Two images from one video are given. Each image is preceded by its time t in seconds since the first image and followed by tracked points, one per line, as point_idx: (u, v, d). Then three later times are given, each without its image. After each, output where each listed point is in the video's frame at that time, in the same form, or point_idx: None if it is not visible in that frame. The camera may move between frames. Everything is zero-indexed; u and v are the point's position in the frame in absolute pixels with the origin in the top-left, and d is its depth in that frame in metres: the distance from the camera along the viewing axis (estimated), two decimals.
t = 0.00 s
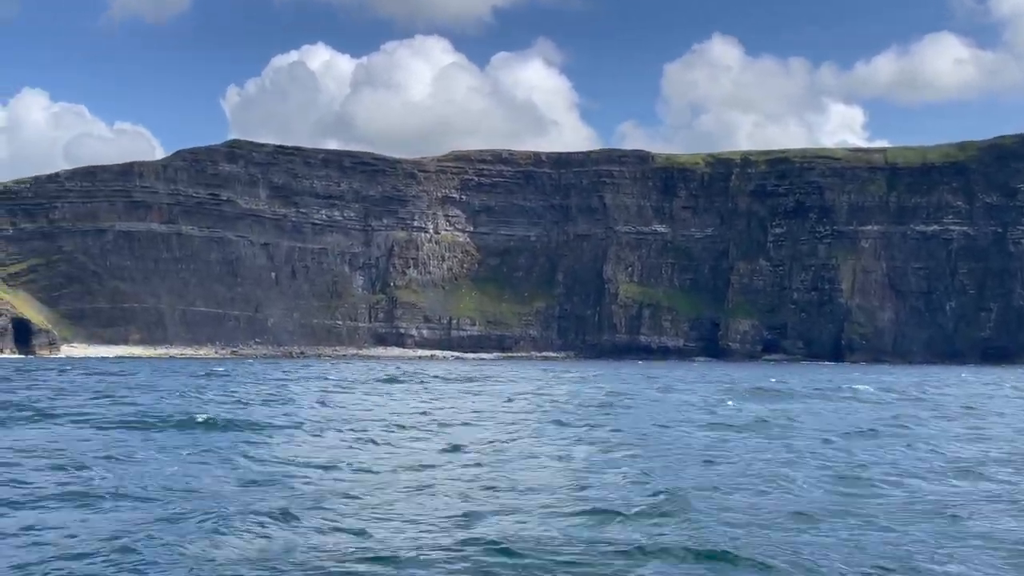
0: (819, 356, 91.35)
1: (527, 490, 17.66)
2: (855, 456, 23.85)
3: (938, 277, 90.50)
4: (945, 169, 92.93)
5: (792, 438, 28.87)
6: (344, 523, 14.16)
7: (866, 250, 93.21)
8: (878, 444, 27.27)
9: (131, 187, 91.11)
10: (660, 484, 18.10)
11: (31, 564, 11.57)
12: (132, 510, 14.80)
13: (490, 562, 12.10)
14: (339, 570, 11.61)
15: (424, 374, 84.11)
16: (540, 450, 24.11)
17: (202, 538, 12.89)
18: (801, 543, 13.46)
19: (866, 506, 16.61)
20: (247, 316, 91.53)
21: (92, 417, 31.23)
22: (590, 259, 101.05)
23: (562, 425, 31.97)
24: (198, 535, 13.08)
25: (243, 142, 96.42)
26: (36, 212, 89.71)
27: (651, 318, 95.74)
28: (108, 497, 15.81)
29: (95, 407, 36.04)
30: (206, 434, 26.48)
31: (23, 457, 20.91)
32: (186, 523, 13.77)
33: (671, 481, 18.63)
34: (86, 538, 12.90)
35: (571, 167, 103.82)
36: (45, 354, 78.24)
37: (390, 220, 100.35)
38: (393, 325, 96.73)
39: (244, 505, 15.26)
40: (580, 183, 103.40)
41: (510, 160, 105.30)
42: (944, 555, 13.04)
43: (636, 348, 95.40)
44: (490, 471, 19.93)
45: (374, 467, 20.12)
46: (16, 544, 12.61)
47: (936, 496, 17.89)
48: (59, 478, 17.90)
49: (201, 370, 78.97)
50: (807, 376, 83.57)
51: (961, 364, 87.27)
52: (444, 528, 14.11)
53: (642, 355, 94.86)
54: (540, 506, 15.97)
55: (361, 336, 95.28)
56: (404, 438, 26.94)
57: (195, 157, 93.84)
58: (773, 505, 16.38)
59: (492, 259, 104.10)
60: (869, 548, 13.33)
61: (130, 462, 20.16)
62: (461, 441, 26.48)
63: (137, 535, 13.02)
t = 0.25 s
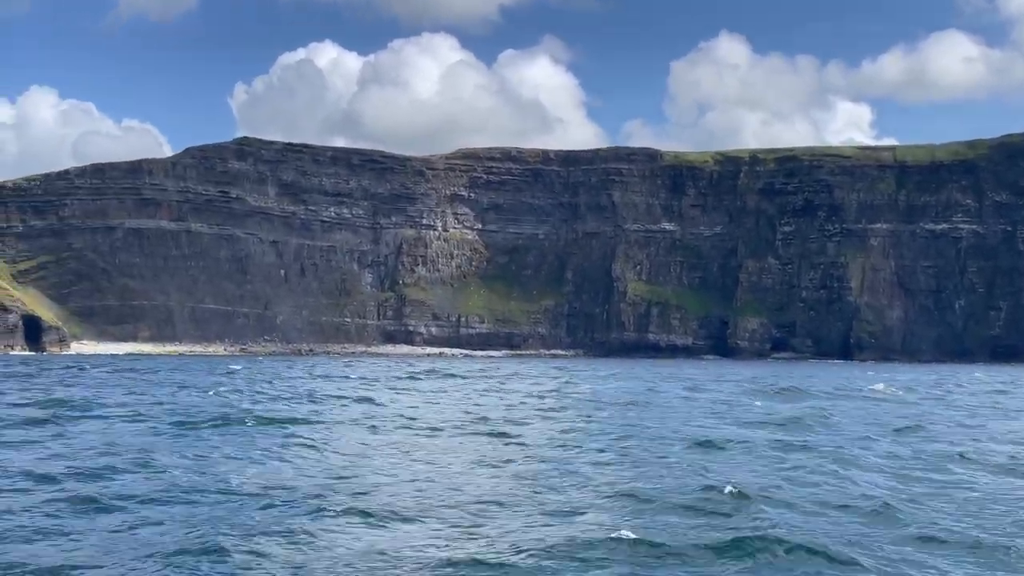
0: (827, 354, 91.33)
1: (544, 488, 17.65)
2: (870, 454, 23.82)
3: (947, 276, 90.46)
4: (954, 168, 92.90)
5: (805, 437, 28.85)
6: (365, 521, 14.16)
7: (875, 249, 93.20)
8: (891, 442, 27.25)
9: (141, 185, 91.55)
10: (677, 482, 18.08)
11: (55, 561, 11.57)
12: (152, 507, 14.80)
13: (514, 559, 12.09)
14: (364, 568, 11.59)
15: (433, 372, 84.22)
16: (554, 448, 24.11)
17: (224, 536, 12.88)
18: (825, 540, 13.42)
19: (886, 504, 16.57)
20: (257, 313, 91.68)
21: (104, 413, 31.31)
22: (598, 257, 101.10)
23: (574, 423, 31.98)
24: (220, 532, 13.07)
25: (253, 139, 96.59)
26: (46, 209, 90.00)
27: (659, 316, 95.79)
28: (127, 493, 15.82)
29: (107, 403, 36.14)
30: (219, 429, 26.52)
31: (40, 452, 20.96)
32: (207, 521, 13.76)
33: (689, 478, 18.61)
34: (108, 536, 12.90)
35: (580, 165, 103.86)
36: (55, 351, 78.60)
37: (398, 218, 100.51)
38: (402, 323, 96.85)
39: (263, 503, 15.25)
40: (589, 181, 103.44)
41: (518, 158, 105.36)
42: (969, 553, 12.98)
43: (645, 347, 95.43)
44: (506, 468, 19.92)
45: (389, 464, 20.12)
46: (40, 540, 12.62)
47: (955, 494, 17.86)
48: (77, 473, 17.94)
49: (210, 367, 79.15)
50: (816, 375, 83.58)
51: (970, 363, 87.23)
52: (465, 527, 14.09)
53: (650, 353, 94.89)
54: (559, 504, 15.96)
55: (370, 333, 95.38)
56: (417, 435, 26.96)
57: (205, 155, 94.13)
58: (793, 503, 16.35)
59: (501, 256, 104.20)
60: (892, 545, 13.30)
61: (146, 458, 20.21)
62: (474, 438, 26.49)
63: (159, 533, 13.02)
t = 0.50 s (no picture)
0: (832, 353, 91.31)
1: (565, 477, 17.57)
2: (891, 448, 23.63)
3: (952, 275, 90.51)
4: (959, 167, 93.05)
5: (822, 434, 28.68)
6: (393, 506, 14.00)
7: (880, 248, 93.24)
8: (911, 439, 27.08)
9: (147, 184, 91.80)
10: (703, 470, 17.87)
11: (88, 540, 11.51)
12: (176, 493, 14.72)
13: (551, 538, 11.91)
14: (397, 545, 11.44)
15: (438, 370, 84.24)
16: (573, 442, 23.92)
17: (251, 519, 12.71)
18: (861, 522, 13.22)
19: (917, 493, 16.37)
20: (262, 312, 91.65)
21: (117, 409, 31.23)
22: (603, 256, 101.09)
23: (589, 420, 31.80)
24: (247, 515, 13.01)
25: (258, 139, 96.77)
26: (53, 209, 90.27)
27: (664, 315, 95.78)
28: (150, 480, 15.75)
29: (119, 400, 36.09)
30: (232, 423, 26.44)
31: (57, 443, 20.86)
32: (233, 506, 13.61)
33: (714, 467, 18.43)
34: (136, 518, 12.84)
35: (584, 164, 103.88)
36: (63, 349, 78.72)
37: (403, 217, 100.56)
38: (406, 322, 96.83)
39: (287, 490, 15.09)
40: (593, 179, 103.41)
41: (523, 157, 105.41)
42: (1009, 534, 12.78)
43: (649, 346, 95.41)
44: (528, 458, 19.74)
45: (410, 455, 19.96)
46: (65, 521, 12.49)
47: (985, 483, 17.66)
48: (98, 462, 17.84)
49: (216, 366, 79.11)
50: (822, 373, 83.58)
51: (976, 362, 87.28)
52: (496, 510, 13.90)
53: (655, 352, 94.86)
54: (586, 490, 15.77)
55: (374, 332, 95.33)
56: (434, 431, 26.78)
57: (211, 154, 94.25)
58: (823, 488, 16.16)
59: (505, 255, 104.23)
60: (930, 527, 13.11)
61: (165, 449, 20.08)
62: (490, 433, 26.34)
63: (186, 516, 12.86)
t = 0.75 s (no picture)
0: (834, 354, 90.86)
1: (560, 476, 17.22)
2: (909, 449, 23.19)
3: (954, 275, 90.11)
4: (961, 166, 92.70)
5: (836, 435, 28.24)
6: (406, 505, 13.55)
7: (881, 248, 92.87)
8: (928, 440, 26.62)
9: (145, 186, 91.55)
10: (722, 470, 17.44)
11: (67, 537, 11.21)
12: (161, 492, 14.40)
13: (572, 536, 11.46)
14: (413, 543, 10.99)
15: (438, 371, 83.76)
16: (585, 444, 23.51)
17: (236, 517, 12.38)
18: (891, 521, 12.79)
19: (944, 493, 15.92)
20: (261, 313, 91.15)
21: (122, 411, 30.87)
22: (603, 256, 100.61)
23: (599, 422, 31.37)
24: (232, 514, 12.70)
25: (257, 140, 96.48)
26: (52, 210, 90.28)
27: (664, 315, 95.32)
28: (136, 480, 15.41)
29: (124, 402, 35.76)
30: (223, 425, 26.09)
31: (60, 444, 20.47)
32: (240, 505, 13.18)
33: (732, 467, 18.01)
34: (118, 516, 12.51)
35: (584, 164, 103.43)
36: (63, 351, 78.42)
37: (402, 217, 100.13)
38: (406, 322, 96.30)
39: (296, 490, 14.65)
40: (592, 179, 102.94)
41: (523, 157, 104.98)
42: (1009, 532, 12.48)
43: (650, 346, 94.92)
44: (522, 458, 19.39)
45: (412, 455, 19.51)
46: (67, 520, 12.08)
47: (1012, 483, 17.21)
48: (101, 462, 17.44)
49: (213, 367, 78.64)
50: (823, 373, 83.15)
51: (978, 362, 86.82)
52: (512, 509, 13.45)
53: (655, 353, 94.36)
54: (603, 490, 15.33)
55: (373, 333, 94.74)
56: (442, 432, 26.37)
57: (210, 155, 94.04)
58: (847, 488, 15.72)
59: (504, 256, 103.79)
60: (964, 526, 12.65)
61: (162, 450, 19.64)
62: (499, 435, 25.93)
63: (169, 514, 12.54)
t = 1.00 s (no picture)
0: (829, 354, 91.45)
1: (576, 473, 17.63)
2: (901, 448, 23.60)
3: (948, 276, 90.83)
4: (955, 167, 93.42)
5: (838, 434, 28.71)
6: (405, 505, 13.87)
7: (876, 249, 93.57)
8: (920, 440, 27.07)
9: (142, 186, 91.71)
10: (730, 468, 17.90)
11: (113, 534, 11.59)
12: (194, 490, 14.77)
13: (571, 535, 11.81)
14: (414, 545, 11.33)
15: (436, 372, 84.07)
16: (583, 443, 23.88)
17: (271, 515, 12.78)
18: (880, 520, 13.13)
19: (950, 490, 16.39)
20: (258, 314, 91.23)
21: (123, 411, 31.21)
22: (599, 257, 101.02)
23: (595, 422, 31.78)
24: (267, 512, 13.10)
25: (254, 141, 96.70)
26: (48, 211, 90.43)
27: (660, 316, 95.76)
28: (166, 478, 15.77)
29: (125, 403, 36.10)
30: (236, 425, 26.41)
31: (81, 443, 20.77)
32: (244, 504, 13.50)
33: (726, 466, 18.39)
34: (158, 513, 12.90)
35: (580, 166, 103.87)
36: (59, 352, 78.39)
37: (399, 218, 100.41)
38: (403, 323, 96.51)
39: (318, 489, 15.08)
40: (588, 181, 103.40)
41: (519, 158, 105.35)
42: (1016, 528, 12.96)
43: (646, 346, 95.33)
44: (537, 456, 19.80)
45: (429, 453, 19.90)
46: (76, 518, 12.39)
47: (1000, 482, 17.60)
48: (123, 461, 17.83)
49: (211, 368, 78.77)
50: (819, 373, 83.70)
51: (972, 362, 87.48)
52: (530, 507, 13.89)
53: (652, 353, 94.79)
54: (599, 488, 15.69)
55: (371, 334, 94.87)
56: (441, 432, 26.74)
57: (207, 156, 94.23)
58: (838, 486, 16.09)
59: (501, 257, 104.10)
60: (949, 525, 13.02)
61: (183, 448, 19.97)
62: (506, 434, 26.38)
63: (209, 512, 12.93)
